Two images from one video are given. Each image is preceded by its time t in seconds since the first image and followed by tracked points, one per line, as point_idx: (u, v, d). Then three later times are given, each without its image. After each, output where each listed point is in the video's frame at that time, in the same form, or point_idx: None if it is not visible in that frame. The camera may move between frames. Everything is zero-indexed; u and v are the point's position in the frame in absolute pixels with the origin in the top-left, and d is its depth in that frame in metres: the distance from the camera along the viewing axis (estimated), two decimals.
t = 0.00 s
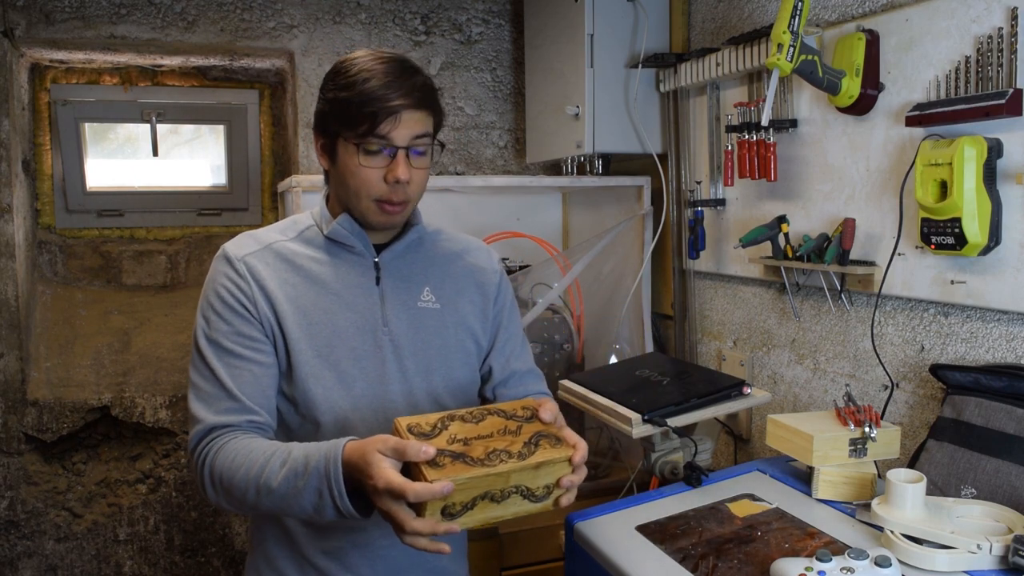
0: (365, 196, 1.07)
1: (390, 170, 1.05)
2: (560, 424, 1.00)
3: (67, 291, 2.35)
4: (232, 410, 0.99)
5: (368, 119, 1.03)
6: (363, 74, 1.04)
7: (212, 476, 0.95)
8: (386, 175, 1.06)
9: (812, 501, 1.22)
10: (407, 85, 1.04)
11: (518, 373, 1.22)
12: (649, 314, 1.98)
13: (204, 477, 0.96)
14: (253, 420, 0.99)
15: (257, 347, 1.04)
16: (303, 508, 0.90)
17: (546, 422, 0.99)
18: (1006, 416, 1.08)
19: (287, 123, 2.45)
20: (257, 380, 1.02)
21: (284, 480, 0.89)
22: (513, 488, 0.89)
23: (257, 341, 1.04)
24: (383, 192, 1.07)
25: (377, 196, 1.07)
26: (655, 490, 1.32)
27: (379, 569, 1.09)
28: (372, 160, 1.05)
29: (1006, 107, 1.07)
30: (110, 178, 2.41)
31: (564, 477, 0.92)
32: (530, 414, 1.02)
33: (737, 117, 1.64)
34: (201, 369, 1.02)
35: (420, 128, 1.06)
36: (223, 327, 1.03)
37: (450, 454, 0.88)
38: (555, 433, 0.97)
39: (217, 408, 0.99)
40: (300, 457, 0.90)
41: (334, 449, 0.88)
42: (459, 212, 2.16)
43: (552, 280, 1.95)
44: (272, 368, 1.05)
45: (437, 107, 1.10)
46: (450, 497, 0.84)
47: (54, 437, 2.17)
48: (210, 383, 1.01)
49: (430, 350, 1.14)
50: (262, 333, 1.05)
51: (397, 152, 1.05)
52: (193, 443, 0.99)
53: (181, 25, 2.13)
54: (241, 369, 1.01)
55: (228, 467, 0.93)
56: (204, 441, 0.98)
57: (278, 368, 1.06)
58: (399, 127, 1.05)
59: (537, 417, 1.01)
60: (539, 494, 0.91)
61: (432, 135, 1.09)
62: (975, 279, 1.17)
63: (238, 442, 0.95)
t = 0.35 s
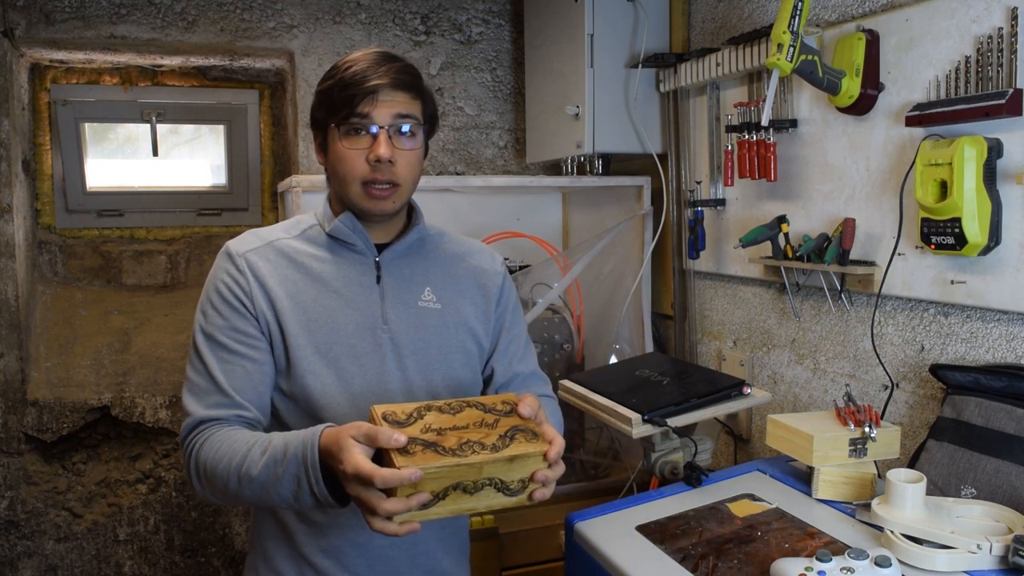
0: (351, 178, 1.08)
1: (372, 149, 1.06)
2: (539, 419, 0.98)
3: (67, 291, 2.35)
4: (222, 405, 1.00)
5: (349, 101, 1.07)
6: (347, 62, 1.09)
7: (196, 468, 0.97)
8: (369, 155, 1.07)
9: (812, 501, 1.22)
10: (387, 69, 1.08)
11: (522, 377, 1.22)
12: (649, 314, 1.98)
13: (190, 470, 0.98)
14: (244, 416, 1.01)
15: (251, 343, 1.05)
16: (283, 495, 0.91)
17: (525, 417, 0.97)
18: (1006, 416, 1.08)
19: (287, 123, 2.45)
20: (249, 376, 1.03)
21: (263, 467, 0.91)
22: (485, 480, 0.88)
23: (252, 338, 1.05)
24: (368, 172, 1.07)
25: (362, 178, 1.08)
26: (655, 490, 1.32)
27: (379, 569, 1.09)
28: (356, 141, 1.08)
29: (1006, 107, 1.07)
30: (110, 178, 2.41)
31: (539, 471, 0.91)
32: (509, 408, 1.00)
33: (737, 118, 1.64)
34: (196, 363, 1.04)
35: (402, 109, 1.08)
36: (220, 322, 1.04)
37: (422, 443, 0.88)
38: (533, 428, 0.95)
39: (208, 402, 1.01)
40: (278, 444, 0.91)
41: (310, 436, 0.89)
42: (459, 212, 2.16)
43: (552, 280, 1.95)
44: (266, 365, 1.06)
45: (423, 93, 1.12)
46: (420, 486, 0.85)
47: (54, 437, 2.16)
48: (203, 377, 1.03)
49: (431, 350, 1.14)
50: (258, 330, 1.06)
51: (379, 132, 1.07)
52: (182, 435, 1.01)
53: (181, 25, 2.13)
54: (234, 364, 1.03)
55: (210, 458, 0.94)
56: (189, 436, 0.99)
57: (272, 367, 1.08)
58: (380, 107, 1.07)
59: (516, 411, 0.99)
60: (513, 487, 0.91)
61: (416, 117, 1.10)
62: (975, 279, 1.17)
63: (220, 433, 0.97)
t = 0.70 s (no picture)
0: (347, 178, 1.08)
1: (366, 149, 1.06)
2: (514, 384, 0.99)
3: (67, 291, 2.34)
4: (209, 403, 1.01)
5: (343, 103, 1.07)
6: (340, 65, 1.10)
7: (183, 463, 0.97)
8: (363, 155, 1.07)
9: (812, 501, 1.22)
10: (378, 70, 1.08)
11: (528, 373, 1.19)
12: (649, 314, 1.98)
13: (176, 467, 0.98)
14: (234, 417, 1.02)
15: (243, 343, 1.05)
16: (269, 483, 0.91)
17: (500, 383, 0.98)
18: (1006, 416, 1.08)
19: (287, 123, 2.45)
20: (238, 377, 1.04)
21: (250, 454, 0.91)
22: (464, 442, 0.89)
23: (245, 339, 1.06)
24: (362, 171, 1.07)
25: (357, 178, 1.08)
26: (655, 490, 1.32)
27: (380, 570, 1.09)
28: (350, 141, 1.08)
29: (1006, 107, 1.07)
30: (110, 178, 2.41)
31: (518, 430, 0.92)
32: (485, 378, 1.01)
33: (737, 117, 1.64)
34: (189, 362, 1.05)
35: (395, 109, 1.08)
36: (213, 322, 1.05)
37: (395, 410, 0.88)
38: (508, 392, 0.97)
39: (196, 400, 1.01)
40: (265, 431, 0.92)
41: (295, 420, 0.90)
42: (459, 212, 2.16)
43: (552, 280, 1.95)
44: (258, 366, 1.06)
45: (417, 94, 1.13)
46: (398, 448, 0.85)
47: (54, 437, 2.16)
48: (194, 376, 1.03)
49: (431, 349, 1.14)
50: (251, 331, 1.06)
51: (372, 132, 1.07)
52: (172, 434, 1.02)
53: (181, 25, 2.13)
54: (224, 364, 1.03)
55: (199, 449, 0.95)
56: (173, 437, 0.99)
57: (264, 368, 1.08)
58: (373, 107, 1.08)
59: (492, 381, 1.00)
60: (495, 450, 0.91)
61: (411, 116, 1.10)
62: (975, 279, 1.17)
63: (205, 431, 0.97)
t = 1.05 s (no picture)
0: (351, 189, 1.08)
1: (371, 162, 1.05)
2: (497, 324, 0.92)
3: (67, 291, 2.34)
4: (207, 401, 1.02)
5: (348, 113, 1.05)
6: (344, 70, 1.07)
7: (185, 447, 0.97)
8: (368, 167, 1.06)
9: (812, 501, 1.22)
10: (383, 78, 1.06)
11: (527, 374, 1.18)
12: (649, 314, 1.98)
13: (178, 453, 0.98)
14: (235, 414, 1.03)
15: (242, 341, 1.08)
16: (266, 453, 0.89)
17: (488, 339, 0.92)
18: (1006, 416, 1.08)
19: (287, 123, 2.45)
20: (236, 376, 1.07)
21: (247, 427, 0.90)
22: (445, 328, 0.80)
23: (243, 338, 1.08)
24: (367, 182, 1.07)
25: (362, 188, 1.07)
26: (656, 490, 1.32)
27: (379, 571, 1.09)
28: (355, 152, 1.07)
29: (1006, 107, 1.07)
30: (110, 178, 2.41)
31: (498, 317, 0.83)
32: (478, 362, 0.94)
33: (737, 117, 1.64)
34: (187, 360, 1.05)
35: (400, 119, 1.06)
36: (211, 321, 1.06)
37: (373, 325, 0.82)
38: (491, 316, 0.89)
39: (193, 398, 1.02)
40: (259, 404, 0.91)
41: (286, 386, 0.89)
42: (459, 212, 2.16)
43: (552, 280, 1.95)
44: (257, 365, 1.09)
45: (422, 101, 1.11)
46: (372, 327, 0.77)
47: (54, 437, 2.16)
48: (193, 376, 1.04)
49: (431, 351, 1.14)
50: (249, 332, 1.08)
51: (377, 143, 1.05)
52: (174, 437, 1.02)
53: (181, 25, 2.13)
54: (223, 362, 1.05)
55: (201, 433, 0.96)
56: (178, 425, 1.00)
57: (261, 368, 1.09)
58: (378, 118, 1.06)
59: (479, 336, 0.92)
60: (480, 338, 0.80)
61: (416, 125, 1.09)
62: (975, 280, 1.17)
63: (210, 419, 0.98)
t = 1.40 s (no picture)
0: (348, 190, 1.08)
1: (368, 163, 1.05)
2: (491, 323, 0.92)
3: (67, 291, 2.34)
4: (205, 403, 1.02)
5: (345, 113, 1.05)
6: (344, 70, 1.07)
7: (183, 447, 0.96)
8: (365, 169, 1.06)
9: (812, 501, 1.22)
10: (383, 80, 1.06)
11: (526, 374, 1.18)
12: (649, 314, 1.98)
13: (177, 453, 0.98)
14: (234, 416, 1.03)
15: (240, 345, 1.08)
16: (264, 455, 0.89)
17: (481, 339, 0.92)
18: (1006, 416, 1.08)
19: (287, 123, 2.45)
20: (234, 379, 1.06)
21: (244, 429, 0.90)
22: (440, 330, 0.80)
23: (241, 339, 1.08)
24: (363, 184, 1.07)
25: (358, 190, 1.07)
26: (655, 490, 1.32)
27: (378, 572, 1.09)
28: (352, 154, 1.06)
29: (1006, 107, 1.07)
30: (111, 178, 2.41)
31: (494, 318, 0.83)
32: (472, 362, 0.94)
33: (737, 117, 1.64)
34: (185, 363, 1.05)
35: (398, 121, 1.06)
36: (209, 323, 1.06)
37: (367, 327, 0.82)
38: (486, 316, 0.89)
39: (190, 400, 1.02)
40: (256, 406, 0.91)
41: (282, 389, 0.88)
42: (459, 212, 2.16)
43: (552, 280, 1.95)
44: (254, 368, 1.08)
45: (421, 102, 1.10)
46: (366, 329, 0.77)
47: (54, 437, 2.16)
48: (191, 378, 1.04)
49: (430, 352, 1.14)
50: (247, 335, 1.08)
51: (374, 145, 1.05)
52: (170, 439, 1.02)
53: (181, 25, 2.13)
54: (221, 365, 1.05)
55: (199, 435, 0.95)
56: (177, 425, 1.00)
57: (260, 370, 1.09)
58: (377, 120, 1.05)
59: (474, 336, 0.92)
60: (475, 340, 0.81)
61: (414, 127, 1.08)
62: (975, 280, 1.17)
63: (207, 421, 0.98)
